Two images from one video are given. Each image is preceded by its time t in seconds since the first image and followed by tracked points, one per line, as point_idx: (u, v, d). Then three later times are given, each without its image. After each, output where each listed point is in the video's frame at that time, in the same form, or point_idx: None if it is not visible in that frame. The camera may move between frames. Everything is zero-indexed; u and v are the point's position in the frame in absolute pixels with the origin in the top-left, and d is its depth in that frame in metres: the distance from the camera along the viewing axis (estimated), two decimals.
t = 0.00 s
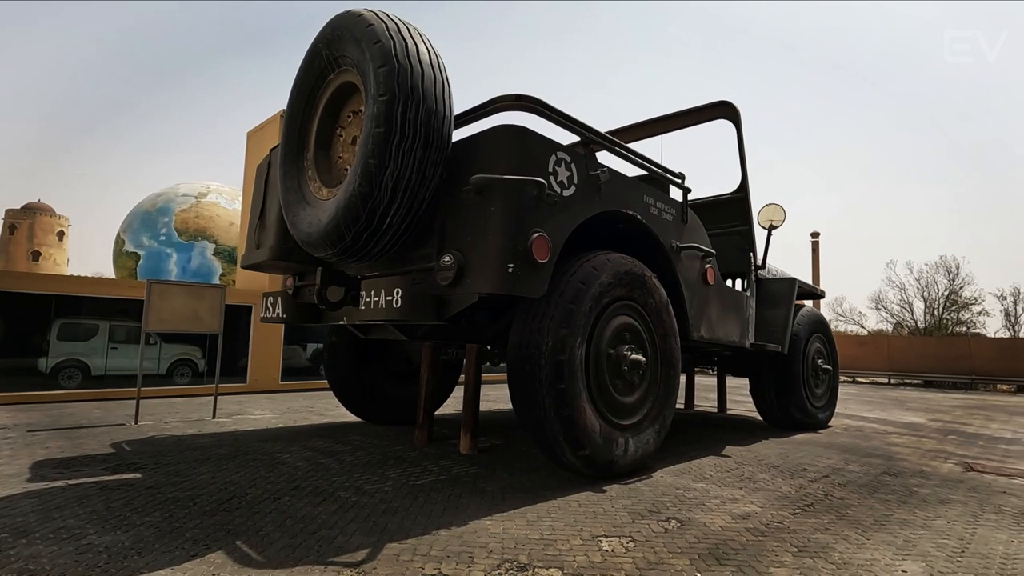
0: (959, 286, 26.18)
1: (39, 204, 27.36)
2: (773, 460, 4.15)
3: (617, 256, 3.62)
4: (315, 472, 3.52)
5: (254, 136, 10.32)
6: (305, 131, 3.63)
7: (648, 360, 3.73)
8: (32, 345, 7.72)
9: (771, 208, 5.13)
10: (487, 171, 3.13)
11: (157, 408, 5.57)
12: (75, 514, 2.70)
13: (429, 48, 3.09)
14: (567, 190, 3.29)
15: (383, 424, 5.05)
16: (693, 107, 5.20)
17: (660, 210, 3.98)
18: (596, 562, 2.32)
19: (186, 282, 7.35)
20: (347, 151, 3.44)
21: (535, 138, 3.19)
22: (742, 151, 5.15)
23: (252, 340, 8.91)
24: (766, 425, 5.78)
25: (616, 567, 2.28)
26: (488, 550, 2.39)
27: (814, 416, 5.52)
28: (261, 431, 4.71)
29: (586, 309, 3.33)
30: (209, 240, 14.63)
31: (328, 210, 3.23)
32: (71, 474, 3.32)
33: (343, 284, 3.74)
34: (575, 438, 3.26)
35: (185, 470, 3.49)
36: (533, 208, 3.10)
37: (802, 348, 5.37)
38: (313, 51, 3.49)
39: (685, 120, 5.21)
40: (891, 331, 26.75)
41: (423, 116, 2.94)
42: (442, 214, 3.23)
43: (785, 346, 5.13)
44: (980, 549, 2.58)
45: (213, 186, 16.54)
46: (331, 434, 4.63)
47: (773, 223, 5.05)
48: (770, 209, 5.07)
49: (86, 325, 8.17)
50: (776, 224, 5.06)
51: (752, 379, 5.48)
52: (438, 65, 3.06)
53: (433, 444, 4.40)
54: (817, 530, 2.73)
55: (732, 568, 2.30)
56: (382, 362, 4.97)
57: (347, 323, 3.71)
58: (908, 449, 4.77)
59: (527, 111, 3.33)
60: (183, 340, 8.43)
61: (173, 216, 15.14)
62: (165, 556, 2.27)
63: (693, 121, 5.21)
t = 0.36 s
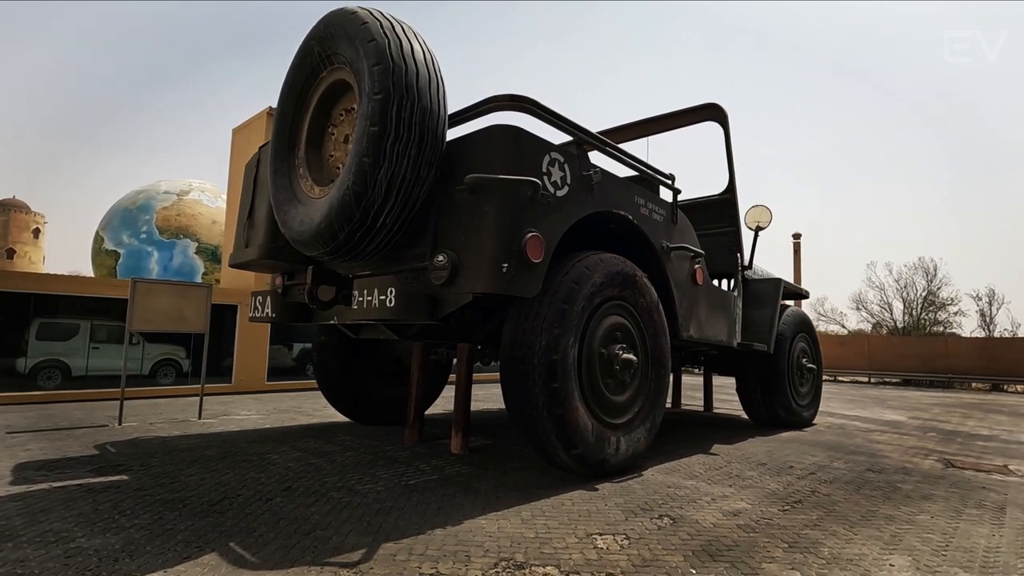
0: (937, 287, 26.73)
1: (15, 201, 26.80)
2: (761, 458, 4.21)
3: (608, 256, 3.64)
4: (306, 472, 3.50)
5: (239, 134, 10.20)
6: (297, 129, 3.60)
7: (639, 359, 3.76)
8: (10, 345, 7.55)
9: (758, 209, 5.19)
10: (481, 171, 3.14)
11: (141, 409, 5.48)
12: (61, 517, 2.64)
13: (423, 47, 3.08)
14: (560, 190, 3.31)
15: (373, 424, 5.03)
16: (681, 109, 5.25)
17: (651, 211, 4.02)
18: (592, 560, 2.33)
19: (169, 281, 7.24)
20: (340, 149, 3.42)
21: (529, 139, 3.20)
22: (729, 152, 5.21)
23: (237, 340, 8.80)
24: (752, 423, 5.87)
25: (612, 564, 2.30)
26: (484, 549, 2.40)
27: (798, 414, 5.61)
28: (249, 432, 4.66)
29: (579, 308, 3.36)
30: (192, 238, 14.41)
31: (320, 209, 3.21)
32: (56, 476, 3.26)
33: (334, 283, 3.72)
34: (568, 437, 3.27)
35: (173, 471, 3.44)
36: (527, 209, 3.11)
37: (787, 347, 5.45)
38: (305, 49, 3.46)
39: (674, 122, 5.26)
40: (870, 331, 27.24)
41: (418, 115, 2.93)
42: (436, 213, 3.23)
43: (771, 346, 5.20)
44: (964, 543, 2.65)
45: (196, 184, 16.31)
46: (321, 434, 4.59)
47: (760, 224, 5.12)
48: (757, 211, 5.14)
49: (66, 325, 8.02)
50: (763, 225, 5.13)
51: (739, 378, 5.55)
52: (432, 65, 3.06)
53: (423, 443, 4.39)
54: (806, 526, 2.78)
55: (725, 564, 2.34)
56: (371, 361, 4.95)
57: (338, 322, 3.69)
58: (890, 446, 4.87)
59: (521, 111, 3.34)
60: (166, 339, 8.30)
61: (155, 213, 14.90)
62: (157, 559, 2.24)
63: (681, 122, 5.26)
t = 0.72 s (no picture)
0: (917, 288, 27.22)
1: None
2: (750, 457, 4.25)
3: (602, 256, 3.66)
4: (298, 473, 3.46)
5: (225, 132, 10.08)
6: (289, 126, 3.57)
7: (631, 359, 3.78)
8: None
9: (746, 211, 5.25)
10: (476, 170, 3.14)
11: (126, 410, 5.39)
12: (48, 520, 2.59)
13: (419, 45, 3.07)
14: (555, 190, 3.32)
15: (364, 424, 5.01)
16: (671, 110, 5.29)
17: (644, 211, 4.05)
18: (590, 558, 2.34)
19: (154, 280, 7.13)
20: (334, 147, 3.40)
21: (524, 138, 3.20)
22: (719, 154, 5.26)
23: (223, 340, 8.69)
24: (740, 422, 5.94)
25: (610, 562, 2.31)
26: (482, 549, 2.39)
27: (785, 413, 5.69)
28: (238, 433, 4.60)
29: (573, 308, 3.37)
30: (175, 237, 14.21)
31: (314, 207, 3.18)
32: (40, 479, 3.19)
33: (327, 282, 3.69)
34: (562, 436, 3.28)
35: (162, 473, 3.38)
36: (523, 208, 3.12)
37: (775, 347, 5.52)
38: (298, 46, 3.43)
39: (664, 123, 5.30)
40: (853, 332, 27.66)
41: (414, 114, 2.92)
42: (431, 213, 3.22)
43: (759, 346, 5.26)
44: (951, 538, 2.71)
45: (179, 182, 16.08)
46: (311, 435, 4.55)
47: (749, 225, 5.18)
48: (746, 212, 5.19)
49: (48, 325, 7.86)
50: (751, 226, 5.18)
51: (728, 377, 5.61)
52: (429, 63, 3.05)
53: (416, 444, 4.38)
54: (798, 523, 2.82)
55: (721, 561, 2.36)
56: (362, 361, 4.92)
57: (330, 322, 3.66)
58: (876, 444, 4.95)
59: (516, 111, 3.34)
60: (150, 339, 8.16)
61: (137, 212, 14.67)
62: (150, 562, 2.20)
63: (672, 124, 5.30)
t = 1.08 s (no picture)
0: (897, 290, 27.72)
1: None
2: (741, 456, 4.30)
3: (596, 257, 3.68)
4: (291, 475, 3.43)
5: (211, 129, 9.96)
6: (282, 125, 3.54)
7: (625, 360, 3.81)
8: None
9: (736, 213, 5.30)
10: (473, 170, 3.14)
11: (111, 412, 5.30)
12: (36, 525, 2.53)
13: (416, 44, 3.06)
14: (551, 191, 3.32)
15: (355, 425, 4.97)
16: (661, 113, 5.33)
17: (636, 213, 4.07)
18: (589, 558, 2.35)
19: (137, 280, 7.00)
20: (328, 146, 3.37)
21: (521, 139, 3.21)
22: (709, 157, 5.32)
23: (209, 341, 8.58)
24: (729, 421, 6.00)
25: (609, 562, 2.32)
26: (481, 550, 2.39)
27: (773, 413, 5.76)
28: (226, 435, 4.54)
29: (568, 309, 3.38)
30: (158, 236, 13.98)
31: (308, 206, 3.16)
32: (25, 483, 3.12)
33: (320, 283, 3.66)
34: (557, 436, 3.29)
35: (151, 476, 3.33)
36: (519, 208, 3.12)
37: (763, 347, 5.58)
38: (292, 43, 3.40)
39: (655, 126, 5.34)
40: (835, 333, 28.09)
41: (411, 114, 2.91)
42: (427, 213, 3.21)
43: (748, 346, 5.32)
44: (939, 535, 2.76)
45: (162, 180, 15.85)
46: (302, 437, 4.51)
47: (738, 227, 5.23)
48: (736, 214, 5.25)
49: (28, 325, 7.70)
50: (741, 229, 5.24)
51: (716, 378, 5.66)
52: (425, 63, 3.04)
53: (408, 445, 4.36)
54: (791, 521, 2.86)
55: (718, 560, 2.38)
56: (352, 362, 4.88)
57: (323, 322, 3.63)
58: (861, 443, 5.04)
59: (513, 112, 3.35)
60: (133, 340, 8.02)
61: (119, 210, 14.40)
62: (144, 566, 2.16)
63: (663, 126, 5.33)
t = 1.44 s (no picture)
0: (879, 292, 28.17)
1: None
2: (731, 456, 4.34)
3: (590, 258, 3.69)
4: (283, 478, 3.39)
5: (197, 127, 9.84)
6: (275, 124, 3.50)
7: (618, 361, 3.82)
8: None
9: (726, 215, 5.35)
10: (469, 172, 3.13)
11: (95, 415, 5.20)
12: (24, 531, 2.47)
13: (413, 44, 3.05)
14: (547, 192, 3.33)
15: (346, 427, 4.94)
16: (652, 115, 5.37)
17: (629, 215, 4.10)
18: (588, 559, 2.36)
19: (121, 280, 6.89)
20: (322, 146, 3.35)
21: (517, 141, 3.21)
22: (699, 159, 5.36)
23: (195, 342, 8.46)
24: (718, 422, 6.06)
25: (608, 563, 2.33)
26: (480, 552, 2.38)
27: (761, 413, 5.82)
28: (215, 438, 4.49)
29: (563, 310, 3.38)
30: (140, 235, 13.74)
31: (303, 206, 3.13)
32: (10, 488, 3.05)
33: (312, 283, 3.63)
34: (552, 437, 3.30)
35: (140, 480, 3.27)
36: (515, 210, 3.12)
37: (751, 348, 5.64)
38: (286, 42, 3.37)
39: (646, 128, 5.37)
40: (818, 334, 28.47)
41: (408, 114, 2.90)
42: (422, 214, 3.20)
43: (737, 347, 5.37)
44: (928, 532, 2.81)
45: (145, 178, 15.60)
46: (292, 439, 4.46)
47: (728, 229, 5.28)
48: (726, 216, 5.29)
49: (9, 325, 7.53)
50: (731, 231, 5.29)
51: (706, 378, 5.71)
52: (422, 63, 3.03)
53: (400, 447, 4.33)
54: (785, 521, 2.89)
55: (715, 560, 2.40)
56: (343, 363, 4.84)
57: (316, 323, 3.60)
58: (848, 443, 5.11)
59: (509, 113, 3.35)
60: (117, 341, 7.88)
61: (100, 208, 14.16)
62: (137, 572, 2.12)
63: (654, 128, 5.37)
